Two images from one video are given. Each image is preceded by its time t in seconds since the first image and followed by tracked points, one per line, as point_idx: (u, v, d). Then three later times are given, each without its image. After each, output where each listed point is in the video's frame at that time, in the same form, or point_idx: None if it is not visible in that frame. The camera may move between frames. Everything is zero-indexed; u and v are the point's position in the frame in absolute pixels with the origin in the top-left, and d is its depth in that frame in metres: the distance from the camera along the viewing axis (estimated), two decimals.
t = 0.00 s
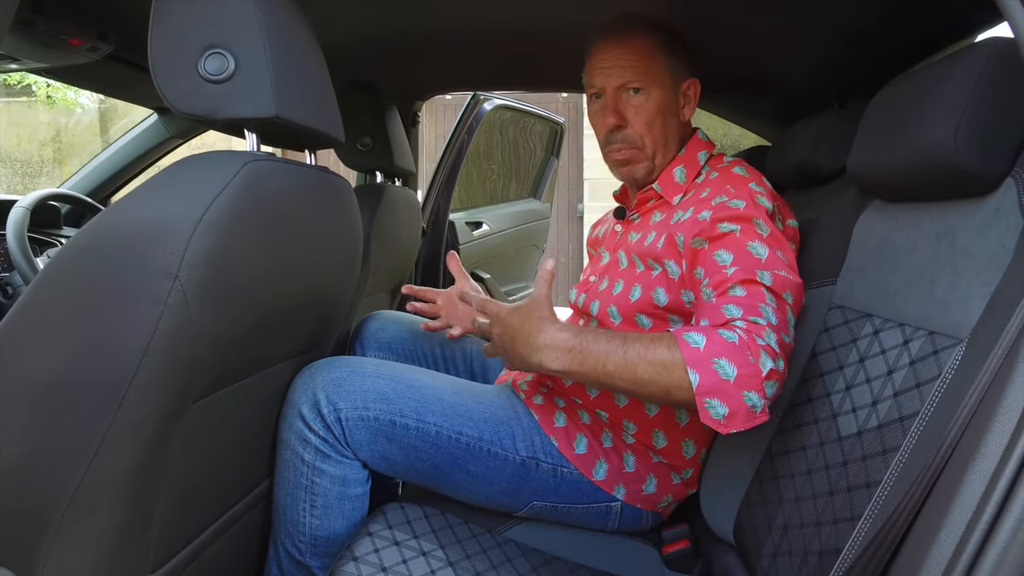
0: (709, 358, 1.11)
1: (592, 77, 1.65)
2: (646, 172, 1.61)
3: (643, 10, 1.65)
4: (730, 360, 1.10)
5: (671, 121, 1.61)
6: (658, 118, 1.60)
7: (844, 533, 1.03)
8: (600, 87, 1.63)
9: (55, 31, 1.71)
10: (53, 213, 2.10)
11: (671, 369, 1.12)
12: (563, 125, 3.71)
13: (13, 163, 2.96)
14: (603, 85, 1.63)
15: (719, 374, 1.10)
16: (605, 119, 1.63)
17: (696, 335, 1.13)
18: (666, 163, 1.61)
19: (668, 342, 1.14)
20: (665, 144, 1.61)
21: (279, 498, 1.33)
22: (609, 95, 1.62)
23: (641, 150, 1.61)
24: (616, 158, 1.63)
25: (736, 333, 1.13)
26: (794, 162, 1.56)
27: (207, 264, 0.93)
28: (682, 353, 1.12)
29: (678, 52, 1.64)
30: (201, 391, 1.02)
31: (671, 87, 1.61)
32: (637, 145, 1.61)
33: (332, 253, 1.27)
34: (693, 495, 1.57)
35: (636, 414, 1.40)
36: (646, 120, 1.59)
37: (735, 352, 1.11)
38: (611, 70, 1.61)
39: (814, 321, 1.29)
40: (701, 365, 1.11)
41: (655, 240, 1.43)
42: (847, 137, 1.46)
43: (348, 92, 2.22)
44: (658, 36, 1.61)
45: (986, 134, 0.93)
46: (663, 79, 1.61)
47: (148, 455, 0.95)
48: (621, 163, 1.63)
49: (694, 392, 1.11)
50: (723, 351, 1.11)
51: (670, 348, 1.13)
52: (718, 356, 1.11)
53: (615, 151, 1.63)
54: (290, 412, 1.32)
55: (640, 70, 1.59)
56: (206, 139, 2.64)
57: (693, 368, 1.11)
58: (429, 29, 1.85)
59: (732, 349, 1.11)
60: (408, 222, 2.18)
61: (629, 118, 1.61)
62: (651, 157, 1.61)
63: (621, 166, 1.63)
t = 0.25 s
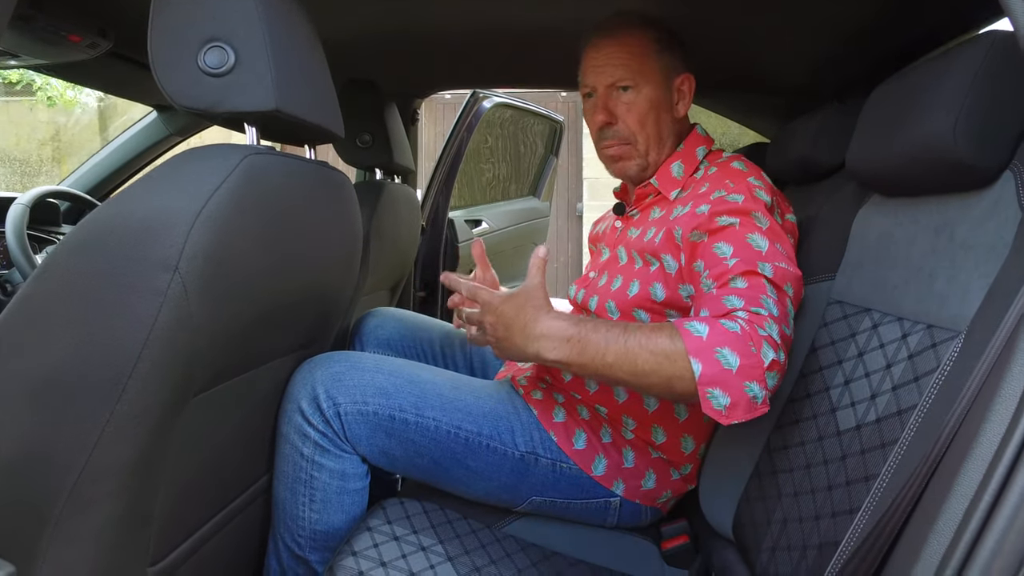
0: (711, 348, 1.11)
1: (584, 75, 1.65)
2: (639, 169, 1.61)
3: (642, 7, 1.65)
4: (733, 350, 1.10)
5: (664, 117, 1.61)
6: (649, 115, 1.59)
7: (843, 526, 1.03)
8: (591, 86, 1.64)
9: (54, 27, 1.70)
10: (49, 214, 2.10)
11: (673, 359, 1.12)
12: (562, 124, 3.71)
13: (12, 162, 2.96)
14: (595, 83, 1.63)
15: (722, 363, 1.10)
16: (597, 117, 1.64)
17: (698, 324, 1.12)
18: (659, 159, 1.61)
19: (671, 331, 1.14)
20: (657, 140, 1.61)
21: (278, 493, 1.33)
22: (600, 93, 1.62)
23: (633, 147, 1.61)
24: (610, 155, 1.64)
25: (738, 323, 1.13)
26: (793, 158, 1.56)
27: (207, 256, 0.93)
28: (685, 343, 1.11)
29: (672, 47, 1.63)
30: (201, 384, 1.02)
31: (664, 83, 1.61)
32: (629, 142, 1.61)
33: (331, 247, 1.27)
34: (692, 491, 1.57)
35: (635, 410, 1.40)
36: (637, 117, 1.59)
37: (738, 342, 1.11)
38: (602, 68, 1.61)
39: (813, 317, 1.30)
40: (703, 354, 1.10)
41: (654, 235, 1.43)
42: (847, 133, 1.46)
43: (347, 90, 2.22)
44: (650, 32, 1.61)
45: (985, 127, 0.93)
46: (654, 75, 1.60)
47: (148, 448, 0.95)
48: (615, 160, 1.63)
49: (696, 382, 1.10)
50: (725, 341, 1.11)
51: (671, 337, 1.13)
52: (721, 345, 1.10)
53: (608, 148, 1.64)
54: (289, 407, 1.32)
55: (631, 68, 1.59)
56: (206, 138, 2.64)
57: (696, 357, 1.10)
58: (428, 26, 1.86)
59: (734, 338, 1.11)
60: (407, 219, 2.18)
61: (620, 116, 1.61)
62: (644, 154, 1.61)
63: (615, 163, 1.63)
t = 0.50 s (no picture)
0: (743, 365, 1.08)
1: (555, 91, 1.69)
2: (612, 180, 1.66)
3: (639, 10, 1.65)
4: (761, 366, 1.09)
5: (628, 128, 1.60)
6: (611, 131, 1.60)
7: (839, 532, 1.03)
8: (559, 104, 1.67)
9: (51, 30, 1.70)
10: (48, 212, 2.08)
11: (710, 387, 1.07)
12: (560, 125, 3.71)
13: (9, 162, 2.96)
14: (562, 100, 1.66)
15: (752, 381, 1.08)
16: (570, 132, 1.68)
17: (726, 341, 1.10)
18: (629, 170, 1.63)
19: (702, 354, 1.08)
20: (625, 152, 1.62)
21: (276, 498, 1.33)
22: (566, 112, 1.65)
23: (603, 161, 1.65)
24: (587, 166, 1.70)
25: (760, 337, 1.11)
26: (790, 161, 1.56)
27: (204, 264, 0.93)
28: (720, 363, 1.08)
29: (631, 56, 1.60)
30: (198, 390, 1.02)
31: (624, 94, 1.59)
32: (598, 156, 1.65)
33: (329, 252, 1.27)
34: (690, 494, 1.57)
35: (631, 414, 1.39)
36: (599, 134, 1.62)
37: (763, 357, 1.10)
38: (564, 89, 1.64)
39: (809, 321, 1.30)
40: (737, 373, 1.08)
41: (652, 239, 1.43)
42: (843, 136, 1.46)
43: (345, 92, 2.23)
44: (603, 47, 1.59)
45: (980, 134, 0.94)
46: (611, 90, 1.59)
47: (145, 455, 0.95)
48: (591, 171, 1.69)
49: (732, 401, 1.08)
50: (755, 357, 1.09)
51: (705, 363, 1.08)
52: (750, 362, 1.08)
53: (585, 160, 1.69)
54: (286, 412, 1.32)
55: (586, 88, 1.60)
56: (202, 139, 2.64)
57: (731, 376, 1.07)
58: (425, 28, 1.86)
59: (760, 353, 1.10)
60: (405, 221, 2.19)
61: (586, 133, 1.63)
62: (614, 166, 1.64)
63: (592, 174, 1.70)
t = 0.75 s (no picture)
0: (718, 400, 1.18)
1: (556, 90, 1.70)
2: (612, 177, 1.66)
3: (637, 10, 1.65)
4: (737, 398, 1.17)
5: (629, 125, 1.61)
6: (612, 127, 1.61)
7: (838, 529, 1.04)
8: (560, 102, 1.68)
9: (49, 30, 1.70)
10: (48, 212, 2.08)
11: (684, 418, 1.20)
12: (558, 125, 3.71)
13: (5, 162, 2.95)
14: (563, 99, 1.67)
15: (729, 412, 1.17)
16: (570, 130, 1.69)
17: (701, 379, 1.19)
18: (630, 166, 1.63)
19: (676, 390, 1.22)
20: (626, 149, 1.62)
21: (276, 498, 1.33)
22: (567, 110, 1.66)
23: (604, 158, 1.65)
24: (587, 165, 1.70)
25: (738, 367, 1.18)
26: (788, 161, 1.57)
27: (204, 262, 0.93)
28: (693, 403, 1.19)
29: (631, 53, 1.61)
30: (199, 389, 1.02)
31: (624, 91, 1.60)
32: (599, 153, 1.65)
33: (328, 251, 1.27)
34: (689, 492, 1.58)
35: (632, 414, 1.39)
36: (599, 131, 1.62)
37: (740, 388, 1.17)
38: (565, 87, 1.65)
39: (808, 320, 1.30)
40: (711, 409, 1.18)
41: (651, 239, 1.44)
42: (841, 136, 1.46)
43: (344, 91, 2.23)
44: (604, 44, 1.60)
45: (977, 132, 0.94)
46: (612, 86, 1.60)
47: (146, 454, 0.95)
48: (591, 169, 1.69)
49: (710, 434, 1.18)
50: (729, 391, 1.17)
51: (680, 398, 1.21)
52: (724, 395, 1.17)
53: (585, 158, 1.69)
54: (286, 412, 1.32)
55: (587, 84, 1.61)
56: (201, 138, 2.64)
57: (706, 413, 1.18)
58: (424, 28, 1.86)
59: (735, 386, 1.17)
60: (405, 220, 2.19)
61: (586, 130, 1.64)
62: (614, 163, 1.64)
63: (592, 173, 1.70)
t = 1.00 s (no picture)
0: (714, 408, 1.18)
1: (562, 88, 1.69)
2: (613, 178, 1.66)
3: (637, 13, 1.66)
4: (734, 405, 1.17)
5: (635, 126, 1.61)
6: (618, 127, 1.61)
7: (838, 533, 1.04)
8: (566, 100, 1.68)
9: (48, 32, 1.70)
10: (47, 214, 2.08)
11: (681, 426, 1.21)
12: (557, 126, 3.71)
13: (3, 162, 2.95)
14: (569, 97, 1.67)
15: (726, 420, 1.18)
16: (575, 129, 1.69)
17: (697, 389, 1.20)
18: (631, 168, 1.63)
19: (673, 399, 1.23)
20: (630, 150, 1.62)
21: (275, 501, 1.33)
22: (573, 108, 1.66)
23: (606, 158, 1.65)
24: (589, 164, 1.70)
25: (734, 375, 1.19)
26: (788, 164, 1.57)
27: (205, 267, 0.93)
28: (689, 410, 1.20)
29: (639, 54, 1.61)
30: (199, 393, 1.02)
31: (632, 92, 1.60)
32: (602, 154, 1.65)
33: (328, 255, 1.27)
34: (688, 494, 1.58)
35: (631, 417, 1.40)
36: (604, 131, 1.62)
37: (737, 395, 1.17)
38: (572, 85, 1.64)
39: (808, 323, 1.30)
40: (708, 417, 1.18)
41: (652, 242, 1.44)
42: (841, 138, 1.46)
43: (344, 92, 2.23)
44: (613, 45, 1.60)
45: (977, 137, 0.94)
46: (620, 87, 1.60)
47: (147, 459, 0.95)
48: (592, 169, 1.69)
49: (706, 442, 1.19)
50: (725, 399, 1.18)
51: (674, 407, 1.22)
52: (721, 404, 1.18)
53: (587, 158, 1.69)
54: (285, 415, 1.32)
55: (595, 83, 1.61)
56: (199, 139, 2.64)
57: (702, 421, 1.19)
58: (424, 30, 1.86)
59: (732, 393, 1.18)
60: (404, 221, 2.19)
61: (591, 129, 1.64)
62: (616, 164, 1.64)
63: (594, 172, 1.69)
